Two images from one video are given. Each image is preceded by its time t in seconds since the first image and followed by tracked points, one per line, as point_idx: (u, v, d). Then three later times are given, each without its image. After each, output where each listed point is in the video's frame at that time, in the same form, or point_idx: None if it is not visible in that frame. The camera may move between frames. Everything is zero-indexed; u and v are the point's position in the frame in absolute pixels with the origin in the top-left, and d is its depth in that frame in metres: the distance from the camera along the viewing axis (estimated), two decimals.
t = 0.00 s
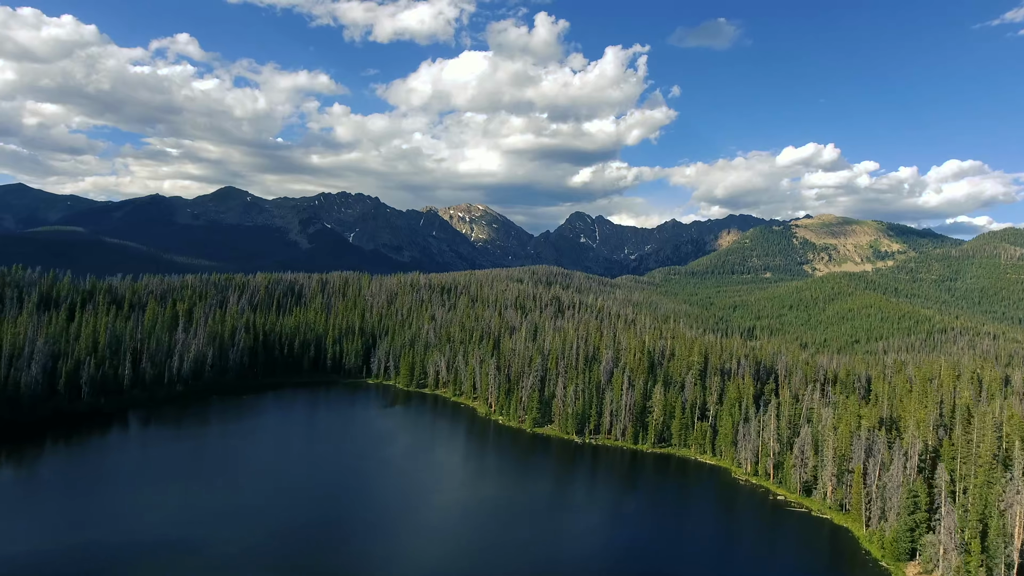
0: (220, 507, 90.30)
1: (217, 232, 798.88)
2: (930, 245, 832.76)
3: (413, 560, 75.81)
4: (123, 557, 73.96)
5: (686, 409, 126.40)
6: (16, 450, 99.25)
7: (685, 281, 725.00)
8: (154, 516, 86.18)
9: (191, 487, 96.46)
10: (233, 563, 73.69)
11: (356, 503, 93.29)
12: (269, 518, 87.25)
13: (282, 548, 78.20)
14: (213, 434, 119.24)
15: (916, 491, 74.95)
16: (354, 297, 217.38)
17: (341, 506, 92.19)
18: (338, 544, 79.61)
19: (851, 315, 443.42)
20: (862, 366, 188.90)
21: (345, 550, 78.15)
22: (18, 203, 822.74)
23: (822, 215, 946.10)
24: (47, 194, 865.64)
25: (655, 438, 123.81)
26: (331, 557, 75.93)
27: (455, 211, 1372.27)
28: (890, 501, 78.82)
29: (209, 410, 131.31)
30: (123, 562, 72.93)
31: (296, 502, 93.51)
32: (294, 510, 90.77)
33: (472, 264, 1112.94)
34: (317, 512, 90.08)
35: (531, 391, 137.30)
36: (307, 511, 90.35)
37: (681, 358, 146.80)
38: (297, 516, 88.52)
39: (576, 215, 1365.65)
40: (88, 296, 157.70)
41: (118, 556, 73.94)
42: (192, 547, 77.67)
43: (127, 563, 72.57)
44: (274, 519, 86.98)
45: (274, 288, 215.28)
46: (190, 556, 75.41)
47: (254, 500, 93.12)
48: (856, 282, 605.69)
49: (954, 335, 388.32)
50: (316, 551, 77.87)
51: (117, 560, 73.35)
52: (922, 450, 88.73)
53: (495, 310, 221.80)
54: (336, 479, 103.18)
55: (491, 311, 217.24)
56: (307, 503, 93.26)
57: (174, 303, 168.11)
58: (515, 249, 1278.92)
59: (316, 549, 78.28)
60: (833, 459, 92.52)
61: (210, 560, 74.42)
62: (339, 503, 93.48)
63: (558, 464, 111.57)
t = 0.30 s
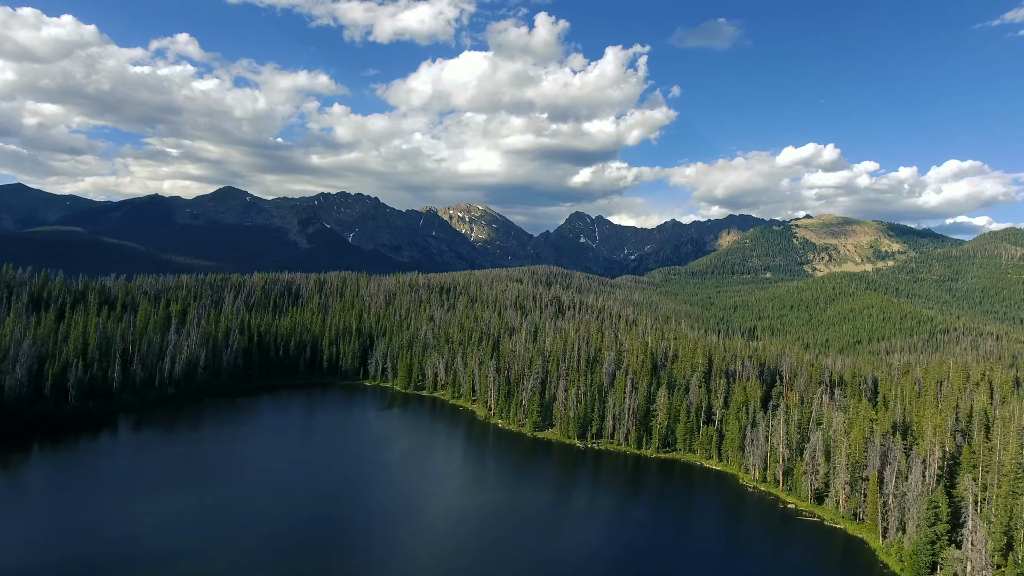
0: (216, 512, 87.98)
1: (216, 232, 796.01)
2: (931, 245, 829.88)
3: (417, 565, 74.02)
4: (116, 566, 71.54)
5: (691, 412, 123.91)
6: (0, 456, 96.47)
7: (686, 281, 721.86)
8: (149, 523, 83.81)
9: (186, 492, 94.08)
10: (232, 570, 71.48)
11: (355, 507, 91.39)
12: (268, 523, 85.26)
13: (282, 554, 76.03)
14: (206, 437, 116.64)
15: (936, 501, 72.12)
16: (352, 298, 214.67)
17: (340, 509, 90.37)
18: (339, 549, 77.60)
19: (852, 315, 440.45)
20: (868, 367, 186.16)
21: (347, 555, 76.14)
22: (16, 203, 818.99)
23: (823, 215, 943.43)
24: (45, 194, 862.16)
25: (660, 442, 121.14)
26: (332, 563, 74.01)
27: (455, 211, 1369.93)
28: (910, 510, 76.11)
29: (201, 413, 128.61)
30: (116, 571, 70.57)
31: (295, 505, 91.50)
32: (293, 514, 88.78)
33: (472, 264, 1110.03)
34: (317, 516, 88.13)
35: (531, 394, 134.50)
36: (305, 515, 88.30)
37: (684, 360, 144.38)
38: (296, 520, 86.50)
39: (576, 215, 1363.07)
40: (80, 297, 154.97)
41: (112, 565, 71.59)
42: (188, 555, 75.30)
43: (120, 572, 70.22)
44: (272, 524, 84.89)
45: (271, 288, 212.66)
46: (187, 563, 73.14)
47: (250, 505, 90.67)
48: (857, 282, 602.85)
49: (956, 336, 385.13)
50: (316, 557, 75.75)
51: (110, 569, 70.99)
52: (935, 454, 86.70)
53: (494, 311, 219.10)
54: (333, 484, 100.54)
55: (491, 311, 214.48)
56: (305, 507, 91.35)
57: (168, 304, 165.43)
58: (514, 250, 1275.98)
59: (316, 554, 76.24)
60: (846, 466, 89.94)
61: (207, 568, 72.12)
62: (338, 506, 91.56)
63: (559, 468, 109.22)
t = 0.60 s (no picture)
0: (213, 520, 85.64)
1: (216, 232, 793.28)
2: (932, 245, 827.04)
3: None
4: None
5: (697, 416, 121.43)
6: None
7: (687, 282, 719.09)
8: (143, 531, 81.20)
9: (181, 499, 91.71)
10: None
11: (356, 514, 89.34)
12: (267, 530, 83.61)
13: (280, 564, 73.73)
14: (200, 442, 113.90)
15: (959, 513, 69.24)
16: (350, 298, 212.10)
17: (341, 517, 88.29)
18: (341, 559, 75.70)
19: (853, 316, 438.00)
20: (873, 368, 183.84)
21: (349, 565, 73.99)
22: (15, 202, 815.30)
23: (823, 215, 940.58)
24: (44, 194, 858.45)
25: (664, 447, 118.59)
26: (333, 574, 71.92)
27: (455, 211, 1367.54)
28: (930, 523, 73.32)
29: (194, 416, 126.15)
30: None
31: (294, 512, 89.57)
32: (293, 521, 86.69)
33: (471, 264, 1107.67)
34: (316, 523, 86.15)
35: (531, 396, 131.98)
36: (307, 521, 86.53)
37: (688, 363, 142.06)
38: (295, 528, 84.38)
39: (576, 215, 1360.72)
40: (71, 297, 151.95)
41: None
42: (183, 564, 72.86)
43: None
44: (271, 533, 82.67)
45: (268, 288, 209.91)
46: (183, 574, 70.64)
47: (248, 513, 88.31)
48: (858, 282, 599.86)
49: (959, 336, 382.21)
50: (318, 566, 73.74)
51: None
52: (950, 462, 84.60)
53: (494, 312, 216.54)
54: (331, 490, 98.51)
55: (491, 312, 211.95)
56: (306, 512, 89.71)
57: (161, 304, 162.52)
58: (514, 249, 1273.40)
59: (317, 563, 74.16)
60: (860, 474, 87.27)
61: None
62: (339, 514, 89.48)
63: (560, 475, 106.70)
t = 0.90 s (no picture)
0: (207, 527, 82.94)
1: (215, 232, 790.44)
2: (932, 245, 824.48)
3: None
4: None
5: (703, 420, 118.69)
6: None
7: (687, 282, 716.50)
8: (133, 539, 78.31)
9: (172, 505, 88.77)
10: None
11: (356, 520, 87.03)
12: (264, 536, 81.12)
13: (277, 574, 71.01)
14: (192, 446, 111.10)
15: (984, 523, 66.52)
16: (348, 298, 209.44)
17: (342, 522, 86.33)
18: (341, 568, 73.17)
19: (854, 316, 435.72)
20: (878, 369, 181.71)
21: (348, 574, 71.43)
22: (15, 201, 812.43)
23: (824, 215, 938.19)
24: (44, 194, 855.86)
25: (669, 452, 115.63)
26: None
27: (455, 211, 1364.99)
28: (953, 537, 70.54)
29: (186, 419, 123.39)
30: None
31: (292, 518, 87.13)
32: (292, 527, 84.30)
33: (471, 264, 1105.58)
34: (315, 529, 83.90)
35: (531, 400, 129.25)
36: (306, 527, 84.24)
37: (692, 365, 139.55)
38: (293, 534, 81.91)
39: (576, 215, 1358.25)
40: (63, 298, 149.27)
41: None
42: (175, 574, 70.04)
43: None
44: (268, 540, 80.10)
45: (264, 288, 207.26)
46: None
47: (244, 519, 85.78)
48: (860, 283, 597.04)
49: (961, 337, 379.74)
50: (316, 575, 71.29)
51: None
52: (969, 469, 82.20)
53: (494, 312, 213.99)
54: (329, 494, 96.19)
55: (491, 312, 209.38)
56: (304, 518, 87.29)
57: (154, 305, 159.86)
58: (514, 249, 1270.90)
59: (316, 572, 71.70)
60: (877, 482, 84.46)
61: None
62: (338, 519, 87.32)
63: (562, 482, 103.51)
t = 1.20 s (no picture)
0: (202, 533, 80.63)
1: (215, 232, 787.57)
2: (933, 245, 821.50)
3: None
4: None
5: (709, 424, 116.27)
6: None
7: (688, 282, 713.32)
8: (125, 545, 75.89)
9: (166, 511, 86.36)
10: None
11: (356, 524, 85.26)
12: (262, 541, 78.95)
13: None
14: (184, 450, 108.48)
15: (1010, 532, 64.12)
16: (347, 298, 206.93)
17: (343, 525, 84.72)
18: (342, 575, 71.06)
19: (855, 316, 433.02)
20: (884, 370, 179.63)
21: None
22: (14, 201, 809.60)
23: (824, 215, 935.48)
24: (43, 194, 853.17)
25: (674, 457, 112.91)
26: None
27: (455, 211, 1362.33)
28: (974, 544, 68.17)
29: (178, 422, 120.79)
30: None
31: (292, 522, 85.17)
32: (291, 531, 82.50)
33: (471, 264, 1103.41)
34: (315, 533, 82.06)
35: (532, 403, 126.52)
36: (305, 531, 82.43)
37: (696, 367, 137.51)
38: (292, 539, 79.98)
39: (577, 215, 1355.28)
40: (54, 298, 146.80)
41: None
42: None
43: None
44: (266, 545, 78.02)
45: (261, 288, 204.70)
46: None
47: (241, 524, 83.66)
48: (861, 282, 593.92)
49: (963, 337, 377.07)
50: None
51: None
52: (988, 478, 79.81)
53: (494, 312, 211.56)
54: (328, 498, 94.33)
55: (490, 312, 206.89)
56: (305, 522, 85.50)
57: (148, 306, 157.45)
58: (514, 249, 1268.04)
59: None
60: (894, 490, 81.80)
61: None
62: (339, 522, 85.65)
63: (564, 486, 101.60)
